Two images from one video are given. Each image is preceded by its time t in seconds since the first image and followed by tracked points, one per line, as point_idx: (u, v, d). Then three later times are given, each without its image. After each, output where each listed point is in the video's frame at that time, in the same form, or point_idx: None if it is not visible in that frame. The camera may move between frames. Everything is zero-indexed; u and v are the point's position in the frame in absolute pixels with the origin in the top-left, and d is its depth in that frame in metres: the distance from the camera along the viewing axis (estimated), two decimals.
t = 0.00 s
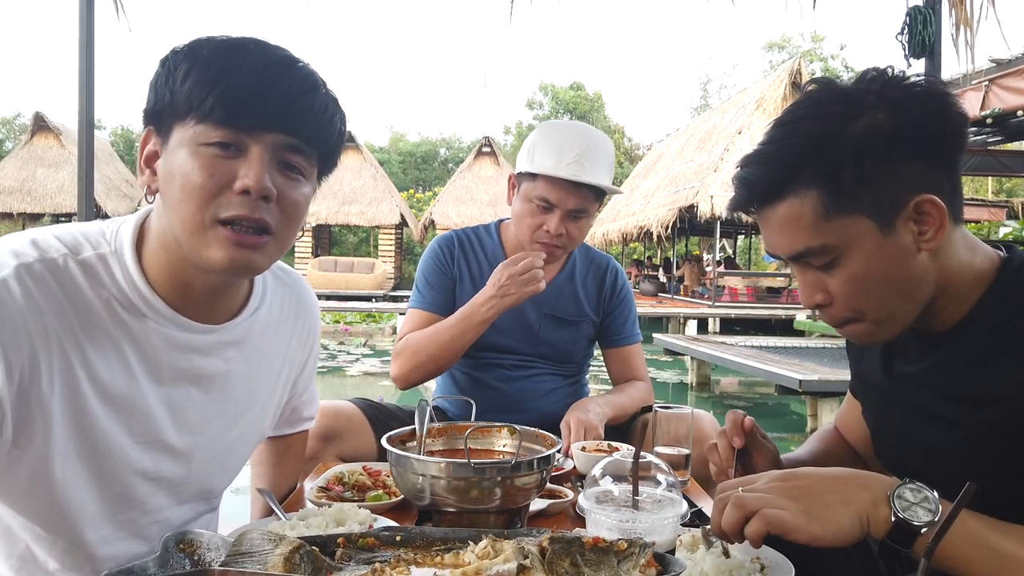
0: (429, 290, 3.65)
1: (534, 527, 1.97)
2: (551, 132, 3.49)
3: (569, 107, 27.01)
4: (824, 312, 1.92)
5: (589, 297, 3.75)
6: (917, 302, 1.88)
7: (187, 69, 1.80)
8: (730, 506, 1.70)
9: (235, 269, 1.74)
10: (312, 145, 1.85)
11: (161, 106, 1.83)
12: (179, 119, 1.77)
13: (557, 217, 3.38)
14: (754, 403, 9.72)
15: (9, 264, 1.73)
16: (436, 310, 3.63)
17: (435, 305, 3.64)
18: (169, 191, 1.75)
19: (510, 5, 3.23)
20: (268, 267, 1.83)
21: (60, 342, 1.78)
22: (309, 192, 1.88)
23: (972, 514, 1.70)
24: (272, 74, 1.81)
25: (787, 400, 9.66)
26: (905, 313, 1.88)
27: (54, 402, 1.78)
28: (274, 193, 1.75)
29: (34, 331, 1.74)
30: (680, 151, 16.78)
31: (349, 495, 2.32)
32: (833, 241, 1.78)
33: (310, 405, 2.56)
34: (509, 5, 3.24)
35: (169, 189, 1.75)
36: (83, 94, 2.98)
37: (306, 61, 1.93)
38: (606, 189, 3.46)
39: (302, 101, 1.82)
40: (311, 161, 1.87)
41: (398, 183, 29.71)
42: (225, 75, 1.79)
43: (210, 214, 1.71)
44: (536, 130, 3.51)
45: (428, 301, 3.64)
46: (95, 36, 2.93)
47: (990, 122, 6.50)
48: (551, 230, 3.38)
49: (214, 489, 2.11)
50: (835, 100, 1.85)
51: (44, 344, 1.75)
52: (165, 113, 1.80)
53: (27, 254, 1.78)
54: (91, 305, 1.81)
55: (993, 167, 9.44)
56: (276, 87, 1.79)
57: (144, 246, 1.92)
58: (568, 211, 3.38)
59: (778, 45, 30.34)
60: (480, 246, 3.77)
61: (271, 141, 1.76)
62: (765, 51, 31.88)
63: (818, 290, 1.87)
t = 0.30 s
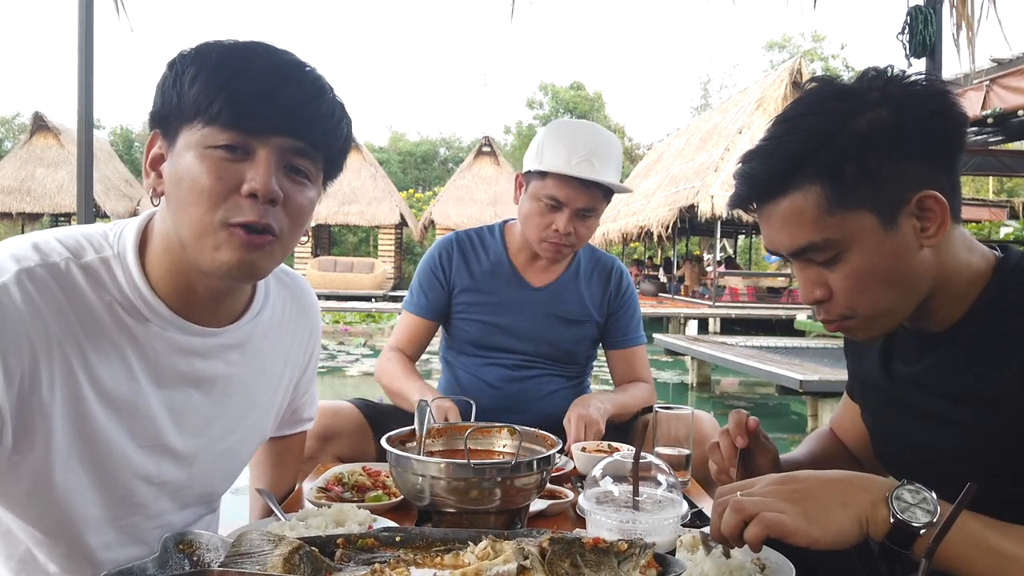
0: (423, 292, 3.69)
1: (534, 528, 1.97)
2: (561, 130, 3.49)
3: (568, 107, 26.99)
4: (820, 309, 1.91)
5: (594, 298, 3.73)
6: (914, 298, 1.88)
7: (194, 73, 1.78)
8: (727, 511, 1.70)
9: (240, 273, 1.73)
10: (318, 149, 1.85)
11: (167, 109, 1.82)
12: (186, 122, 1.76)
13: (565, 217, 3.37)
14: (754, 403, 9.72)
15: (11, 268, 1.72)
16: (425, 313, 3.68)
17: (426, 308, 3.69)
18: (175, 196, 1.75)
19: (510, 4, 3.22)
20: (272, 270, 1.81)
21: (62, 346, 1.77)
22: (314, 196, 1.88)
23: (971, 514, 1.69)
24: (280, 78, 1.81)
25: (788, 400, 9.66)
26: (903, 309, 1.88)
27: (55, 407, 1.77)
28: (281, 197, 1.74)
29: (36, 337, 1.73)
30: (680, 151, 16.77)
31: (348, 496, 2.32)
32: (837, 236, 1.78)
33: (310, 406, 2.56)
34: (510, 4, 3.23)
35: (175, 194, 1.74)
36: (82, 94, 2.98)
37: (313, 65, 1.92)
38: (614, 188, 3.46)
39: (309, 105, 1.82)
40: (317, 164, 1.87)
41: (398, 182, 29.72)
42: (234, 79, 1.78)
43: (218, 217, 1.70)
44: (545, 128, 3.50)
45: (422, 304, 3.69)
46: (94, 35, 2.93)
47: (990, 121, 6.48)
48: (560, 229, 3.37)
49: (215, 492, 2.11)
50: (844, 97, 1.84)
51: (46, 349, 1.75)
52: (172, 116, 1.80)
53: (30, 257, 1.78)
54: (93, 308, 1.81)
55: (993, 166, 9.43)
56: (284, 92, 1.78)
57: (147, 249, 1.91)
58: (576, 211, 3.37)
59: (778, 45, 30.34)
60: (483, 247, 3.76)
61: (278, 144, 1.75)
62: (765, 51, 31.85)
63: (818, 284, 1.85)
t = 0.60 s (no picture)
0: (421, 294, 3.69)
1: (534, 528, 1.97)
2: (558, 137, 3.49)
3: (568, 107, 26.97)
4: (816, 305, 1.89)
5: (593, 300, 3.73)
6: (908, 292, 1.90)
7: (196, 73, 1.78)
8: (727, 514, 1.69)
9: (241, 274, 1.73)
10: (320, 152, 1.85)
11: (168, 109, 1.82)
12: (188, 122, 1.76)
13: (560, 223, 3.36)
14: (754, 403, 9.73)
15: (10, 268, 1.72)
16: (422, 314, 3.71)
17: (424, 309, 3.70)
18: (176, 196, 1.75)
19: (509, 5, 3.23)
20: (275, 272, 1.82)
21: (62, 346, 1.77)
22: (316, 199, 1.88)
23: (970, 513, 1.69)
24: (282, 80, 1.81)
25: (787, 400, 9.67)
26: (897, 303, 1.90)
27: (55, 408, 1.77)
28: (283, 200, 1.74)
29: (36, 337, 1.73)
30: (680, 151, 16.77)
31: (348, 496, 2.32)
32: (835, 229, 1.78)
33: (308, 406, 2.56)
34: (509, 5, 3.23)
35: (177, 194, 1.74)
36: (81, 94, 2.98)
37: (315, 66, 1.92)
38: (611, 197, 3.45)
39: (311, 108, 1.81)
40: (319, 167, 1.87)
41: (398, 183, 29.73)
42: (236, 80, 1.78)
43: (219, 219, 1.70)
44: (543, 134, 3.51)
45: (425, 302, 3.69)
46: (94, 36, 2.93)
47: (990, 121, 6.47)
48: (554, 235, 3.36)
49: (214, 493, 2.11)
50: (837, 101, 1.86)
51: (46, 349, 1.74)
52: (173, 116, 1.79)
53: (31, 257, 1.77)
54: (94, 308, 1.81)
55: (994, 167, 9.41)
56: (286, 94, 1.78)
57: (147, 249, 1.91)
58: (572, 217, 3.37)
59: (778, 45, 30.35)
60: (482, 249, 3.76)
61: (281, 147, 1.75)
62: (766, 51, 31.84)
63: (814, 280, 1.84)
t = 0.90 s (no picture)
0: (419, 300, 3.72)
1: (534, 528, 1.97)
2: (555, 136, 3.48)
3: (568, 106, 26.96)
4: (817, 300, 1.91)
5: (591, 300, 3.73)
6: (907, 289, 1.91)
7: (195, 73, 1.78)
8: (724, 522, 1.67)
9: (244, 274, 1.73)
10: (320, 153, 1.85)
11: (167, 109, 1.81)
12: (187, 122, 1.76)
13: (560, 222, 3.36)
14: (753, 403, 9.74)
15: (5, 273, 1.71)
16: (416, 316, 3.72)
17: (421, 312, 3.72)
18: (175, 198, 1.75)
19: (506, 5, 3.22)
20: (276, 274, 1.82)
21: (59, 351, 1.77)
22: (316, 199, 1.88)
23: (971, 513, 1.69)
24: (283, 80, 1.81)
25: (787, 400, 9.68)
26: (897, 298, 1.90)
27: (50, 414, 1.77)
28: (284, 200, 1.75)
29: (30, 342, 1.72)
30: (680, 151, 16.77)
31: (348, 496, 2.32)
32: (837, 221, 1.78)
33: (305, 407, 2.56)
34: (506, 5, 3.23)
35: (176, 196, 1.74)
36: (81, 94, 2.98)
37: (315, 66, 1.92)
38: (610, 195, 3.45)
39: (311, 109, 1.81)
40: (320, 168, 1.87)
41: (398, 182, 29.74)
42: (236, 81, 1.78)
43: (220, 220, 1.70)
44: (539, 133, 3.50)
45: (420, 307, 3.72)
46: (93, 35, 2.93)
47: (990, 120, 6.46)
48: (554, 235, 3.36)
49: (214, 494, 2.12)
50: (835, 99, 1.87)
51: (41, 356, 1.74)
52: (173, 117, 1.79)
53: (27, 261, 1.77)
54: (90, 312, 1.80)
55: (994, 167, 9.40)
56: (287, 94, 1.78)
57: (145, 251, 1.91)
58: (571, 216, 3.37)
59: (778, 45, 30.34)
60: (480, 249, 3.77)
61: (282, 147, 1.75)
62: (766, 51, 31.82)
63: (815, 275, 1.84)
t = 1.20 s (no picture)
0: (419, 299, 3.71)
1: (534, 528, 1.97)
2: (548, 137, 3.49)
3: (568, 106, 26.96)
4: (818, 295, 1.90)
5: (591, 300, 3.73)
6: (909, 283, 1.91)
7: (194, 72, 1.78)
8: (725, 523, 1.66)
9: (243, 275, 1.73)
10: (320, 151, 1.85)
11: (167, 109, 1.81)
12: (186, 122, 1.76)
13: (555, 222, 3.36)
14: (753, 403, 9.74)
15: (6, 272, 1.71)
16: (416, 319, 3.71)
17: (420, 314, 3.71)
18: (174, 198, 1.75)
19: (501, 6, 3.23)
20: (273, 276, 1.82)
21: (58, 352, 1.77)
22: (316, 198, 1.88)
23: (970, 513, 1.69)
24: (282, 78, 1.81)
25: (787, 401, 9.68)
26: (899, 295, 1.91)
27: (50, 415, 1.77)
28: (283, 200, 1.74)
29: (30, 342, 1.72)
30: (680, 151, 16.77)
31: (348, 496, 2.31)
32: (841, 217, 1.78)
33: (306, 407, 2.56)
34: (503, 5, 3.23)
35: (176, 195, 1.74)
36: (81, 94, 2.98)
37: (314, 65, 1.92)
38: (605, 194, 3.45)
39: (310, 107, 1.81)
40: (319, 166, 1.87)
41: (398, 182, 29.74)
42: (235, 79, 1.78)
43: (218, 221, 1.70)
44: (533, 134, 3.51)
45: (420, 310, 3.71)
46: (93, 35, 2.93)
47: (990, 121, 6.46)
48: (550, 234, 3.36)
49: (213, 494, 2.12)
50: (834, 98, 1.88)
51: (41, 356, 1.74)
52: (172, 116, 1.79)
53: (27, 260, 1.77)
54: (90, 312, 1.80)
55: (994, 167, 9.39)
56: (286, 92, 1.78)
57: (146, 251, 1.91)
58: (566, 215, 3.37)
59: (778, 45, 30.34)
60: (478, 250, 3.77)
61: (281, 147, 1.75)
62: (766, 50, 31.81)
63: (818, 270, 1.84)
